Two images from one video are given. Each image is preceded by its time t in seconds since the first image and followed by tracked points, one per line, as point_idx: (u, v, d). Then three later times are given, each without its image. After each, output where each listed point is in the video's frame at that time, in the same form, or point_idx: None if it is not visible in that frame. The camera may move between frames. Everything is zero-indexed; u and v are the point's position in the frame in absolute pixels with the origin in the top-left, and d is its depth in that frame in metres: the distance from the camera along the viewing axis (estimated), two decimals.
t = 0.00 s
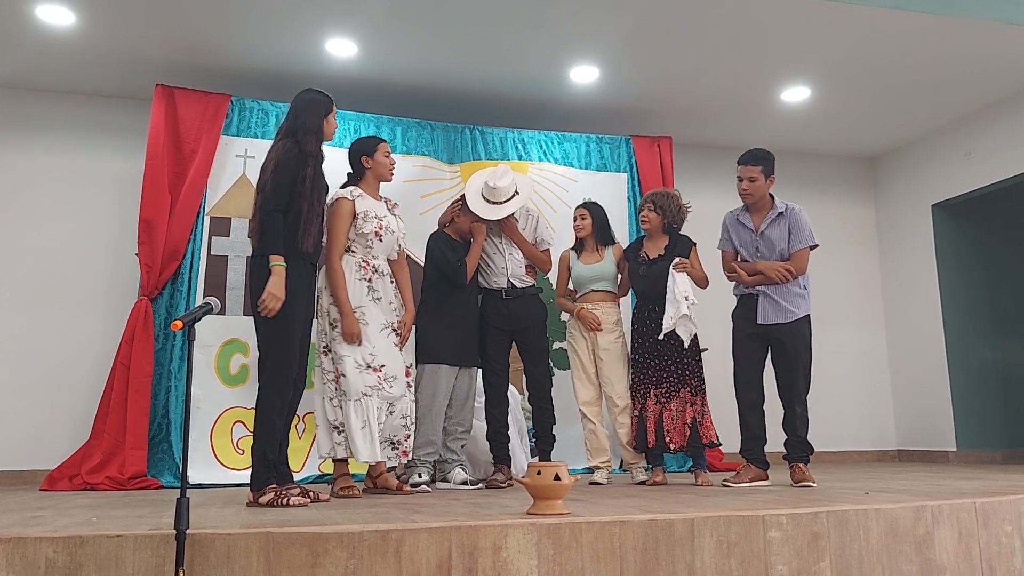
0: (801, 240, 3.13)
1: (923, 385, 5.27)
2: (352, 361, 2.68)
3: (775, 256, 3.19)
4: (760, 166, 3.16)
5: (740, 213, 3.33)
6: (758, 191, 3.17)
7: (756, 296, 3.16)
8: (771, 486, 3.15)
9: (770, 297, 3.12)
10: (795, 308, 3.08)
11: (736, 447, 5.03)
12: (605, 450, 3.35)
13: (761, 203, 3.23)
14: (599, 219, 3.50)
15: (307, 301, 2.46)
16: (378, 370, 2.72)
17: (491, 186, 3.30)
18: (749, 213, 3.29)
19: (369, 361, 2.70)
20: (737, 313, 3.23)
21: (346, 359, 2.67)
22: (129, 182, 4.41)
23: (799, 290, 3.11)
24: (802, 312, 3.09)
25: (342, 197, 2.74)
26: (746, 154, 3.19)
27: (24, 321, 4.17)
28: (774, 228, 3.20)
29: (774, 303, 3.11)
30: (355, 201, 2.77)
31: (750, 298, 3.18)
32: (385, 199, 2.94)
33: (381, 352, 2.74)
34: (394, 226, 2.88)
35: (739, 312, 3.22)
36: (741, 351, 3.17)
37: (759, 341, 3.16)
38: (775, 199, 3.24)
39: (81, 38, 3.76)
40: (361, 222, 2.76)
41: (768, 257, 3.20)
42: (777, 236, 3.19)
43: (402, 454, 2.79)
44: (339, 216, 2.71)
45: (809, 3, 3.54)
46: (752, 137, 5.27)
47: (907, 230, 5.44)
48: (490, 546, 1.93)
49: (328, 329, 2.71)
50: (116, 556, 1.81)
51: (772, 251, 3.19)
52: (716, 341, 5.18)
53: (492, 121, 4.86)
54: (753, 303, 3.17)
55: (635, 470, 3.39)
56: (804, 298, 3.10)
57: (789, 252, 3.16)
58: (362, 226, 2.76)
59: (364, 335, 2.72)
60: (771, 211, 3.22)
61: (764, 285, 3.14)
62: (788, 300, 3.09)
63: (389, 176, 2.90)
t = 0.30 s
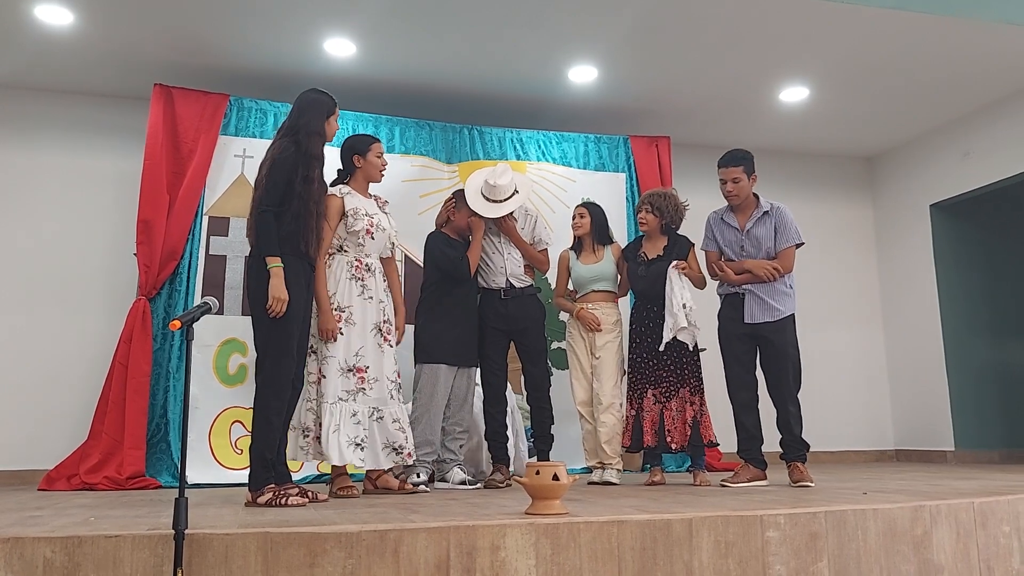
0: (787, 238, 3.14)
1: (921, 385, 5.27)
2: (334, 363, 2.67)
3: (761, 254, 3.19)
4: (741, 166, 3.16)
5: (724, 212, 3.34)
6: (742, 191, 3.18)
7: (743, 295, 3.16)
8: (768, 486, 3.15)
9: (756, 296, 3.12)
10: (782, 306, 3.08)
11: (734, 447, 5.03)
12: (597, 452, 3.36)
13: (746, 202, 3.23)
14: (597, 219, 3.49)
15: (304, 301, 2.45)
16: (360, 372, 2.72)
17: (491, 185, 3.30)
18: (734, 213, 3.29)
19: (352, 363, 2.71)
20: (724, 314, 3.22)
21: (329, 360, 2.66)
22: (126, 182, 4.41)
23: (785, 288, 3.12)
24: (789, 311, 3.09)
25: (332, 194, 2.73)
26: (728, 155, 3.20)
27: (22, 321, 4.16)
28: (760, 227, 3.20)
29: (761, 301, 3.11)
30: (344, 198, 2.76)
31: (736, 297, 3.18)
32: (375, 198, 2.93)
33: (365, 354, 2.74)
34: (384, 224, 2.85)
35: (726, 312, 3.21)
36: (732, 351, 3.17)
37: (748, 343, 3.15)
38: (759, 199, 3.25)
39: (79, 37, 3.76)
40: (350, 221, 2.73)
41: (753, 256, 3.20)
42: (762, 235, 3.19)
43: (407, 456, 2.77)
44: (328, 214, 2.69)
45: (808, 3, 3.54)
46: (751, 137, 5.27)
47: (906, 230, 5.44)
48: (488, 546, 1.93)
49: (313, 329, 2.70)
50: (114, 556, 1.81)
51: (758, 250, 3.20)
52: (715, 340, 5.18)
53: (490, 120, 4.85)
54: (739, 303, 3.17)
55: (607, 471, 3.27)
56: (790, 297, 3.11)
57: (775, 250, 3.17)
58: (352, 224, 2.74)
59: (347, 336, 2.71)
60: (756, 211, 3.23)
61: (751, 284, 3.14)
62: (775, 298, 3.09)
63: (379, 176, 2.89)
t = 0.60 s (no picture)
0: (779, 238, 3.14)
1: (920, 385, 5.28)
2: (330, 364, 2.66)
3: (754, 255, 3.19)
4: (727, 168, 3.16)
5: (715, 213, 3.33)
6: (732, 193, 3.18)
7: (736, 294, 3.16)
8: (767, 485, 3.15)
9: (750, 296, 3.13)
10: (776, 306, 3.10)
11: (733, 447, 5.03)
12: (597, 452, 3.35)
13: (737, 203, 3.23)
14: (599, 215, 3.49)
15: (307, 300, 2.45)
16: (355, 372, 2.70)
17: (492, 182, 3.31)
18: (725, 213, 3.29)
19: (347, 363, 2.69)
20: (717, 314, 3.21)
21: (325, 360, 2.66)
22: (125, 181, 4.40)
23: (778, 288, 3.13)
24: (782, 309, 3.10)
25: (331, 194, 2.74)
26: (713, 158, 3.20)
27: (21, 320, 4.16)
28: (752, 228, 3.20)
29: (756, 301, 3.11)
30: (343, 198, 2.76)
31: (728, 297, 3.18)
32: (375, 197, 2.92)
33: (361, 355, 2.72)
34: (383, 226, 2.85)
35: (719, 312, 3.20)
36: (729, 351, 3.16)
37: (744, 342, 3.15)
38: (750, 199, 3.25)
39: (77, 36, 3.76)
40: (350, 221, 2.74)
41: (747, 256, 3.20)
42: (755, 235, 3.19)
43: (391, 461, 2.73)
44: (326, 214, 2.71)
45: (807, 2, 3.54)
46: (750, 137, 5.27)
47: (905, 229, 5.45)
48: (487, 545, 1.93)
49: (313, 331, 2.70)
50: (113, 556, 1.80)
51: (751, 250, 3.20)
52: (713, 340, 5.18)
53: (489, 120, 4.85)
54: (732, 303, 3.17)
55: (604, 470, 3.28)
56: (782, 296, 3.13)
57: (768, 250, 3.17)
58: (352, 224, 2.74)
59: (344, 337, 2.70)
60: (748, 211, 3.23)
61: (745, 284, 3.14)
62: (769, 298, 3.10)
63: (378, 176, 2.89)
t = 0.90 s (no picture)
0: (778, 237, 3.15)
1: (919, 384, 5.28)
2: (330, 363, 2.67)
3: (754, 254, 3.20)
4: (715, 174, 3.18)
5: (712, 214, 3.33)
6: (725, 195, 3.18)
7: (735, 294, 3.16)
8: (767, 485, 3.16)
9: (750, 295, 3.13)
10: (776, 304, 3.10)
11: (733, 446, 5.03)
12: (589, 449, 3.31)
13: (734, 204, 3.24)
14: (599, 214, 3.49)
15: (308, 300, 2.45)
16: (356, 372, 2.70)
17: (493, 180, 3.31)
18: (722, 215, 3.29)
19: (346, 363, 2.69)
20: (716, 314, 3.20)
21: (326, 359, 2.66)
22: (125, 181, 4.40)
23: (777, 286, 3.13)
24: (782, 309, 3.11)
25: (338, 192, 2.74)
26: (701, 166, 3.21)
27: (21, 321, 4.16)
28: (751, 227, 3.21)
29: (756, 300, 3.11)
30: (351, 197, 2.77)
31: (727, 297, 3.18)
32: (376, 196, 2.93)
33: (363, 354, 2.72)
34: (384, 223, 2.83)
35: (719, 312, 3.19)
36: (728, 351, 3.16)
37: (744, 342, 3.15)
38: (748, 199, 3.26)
39: (77, 36, 3.76)
40: (355, 220, 2.74)
41: (746, 256, 3.21)
42: (754, 235, 3.20)
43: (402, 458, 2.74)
44: (333, 211, 2.69)
45: (807, 2, 3.54)
46: (749, 136, 5.27)
47: (904, 229, 5.45)
48: (487, 545, 1.93)
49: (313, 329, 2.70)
50: (113, 556, 1.80)
51: (750, 250, 3.20)
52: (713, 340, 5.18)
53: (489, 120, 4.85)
54: (732, 302, 3.16)
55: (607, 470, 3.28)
56: (782, 295, 3.13)
57: (767, 250, 3.18)
58: (356, 224, 2.74)
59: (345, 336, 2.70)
60: (745, 211, 3.23)
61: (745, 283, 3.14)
62: (768, 297, 3.10)
63: (378, 172, 2.89)
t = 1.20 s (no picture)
0: (780, 234, 3.12)
1: (918, 384, 5.28)
2: (327, 363, 2.70)
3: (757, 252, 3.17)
4: (712, 175, 3.17)
5: (714, 214, 3.32)
6: (726, 195, 3.17)
7: (738, 292, 3.16)
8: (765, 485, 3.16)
9: (752, 293, 3.12)
10: (779, 303, 3.09)
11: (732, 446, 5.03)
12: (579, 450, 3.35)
13: (735, 203, 3.22)
14: (595, 213, 3.48)
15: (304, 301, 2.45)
16: (352, 371, 2.72)
17: (491, 181, 3.31)
18: (724, 214, 3.28)
19: (343, 363, 2.71)
20: (719, 314, 3.21)
21: (322, 358, 2.69)
22: (124, 181, 4.40)
23: (780, 284, 3.13)
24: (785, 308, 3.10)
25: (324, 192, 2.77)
26: (700, 170, 3.20)
27: (20, 320, 4.15)
28: (753, 225, 3.19)
29: (759, 299, 3.11)
30: (337, 197, 2.78)
31: (730, 296, 3.18)
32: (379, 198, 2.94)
33: (357, 354, 2.73)
34: (381, 225, 2.85)
35: (720, 311, 3.19)
36: (729, 350, 3.16)
37: (745, 341, 3.15)
38: (749, 197, 3.24)
39: (77, 35, 3.75)
40: (340, 219, 2.76)
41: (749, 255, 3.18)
42: (756, 233, 3.17)
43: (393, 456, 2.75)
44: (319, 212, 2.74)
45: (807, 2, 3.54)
46: (749, 136, 5.27)
47: (904, 229, 5.45)
48: (486, 545, 1.93)
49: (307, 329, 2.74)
50: (111, 556, 1.80)
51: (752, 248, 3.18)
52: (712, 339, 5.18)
53: (488, 119, 4.85)
54: (734, 301, 3.16)
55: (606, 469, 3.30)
56: (784, 294, 3.12)
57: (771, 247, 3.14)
58: (342, 223, 2.76)
59: (339, 335, 2.73)
60: (747, 209, 3.22)
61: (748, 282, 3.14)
62: (771, 296, 3.10)
63: (377, 173, 2.88)
